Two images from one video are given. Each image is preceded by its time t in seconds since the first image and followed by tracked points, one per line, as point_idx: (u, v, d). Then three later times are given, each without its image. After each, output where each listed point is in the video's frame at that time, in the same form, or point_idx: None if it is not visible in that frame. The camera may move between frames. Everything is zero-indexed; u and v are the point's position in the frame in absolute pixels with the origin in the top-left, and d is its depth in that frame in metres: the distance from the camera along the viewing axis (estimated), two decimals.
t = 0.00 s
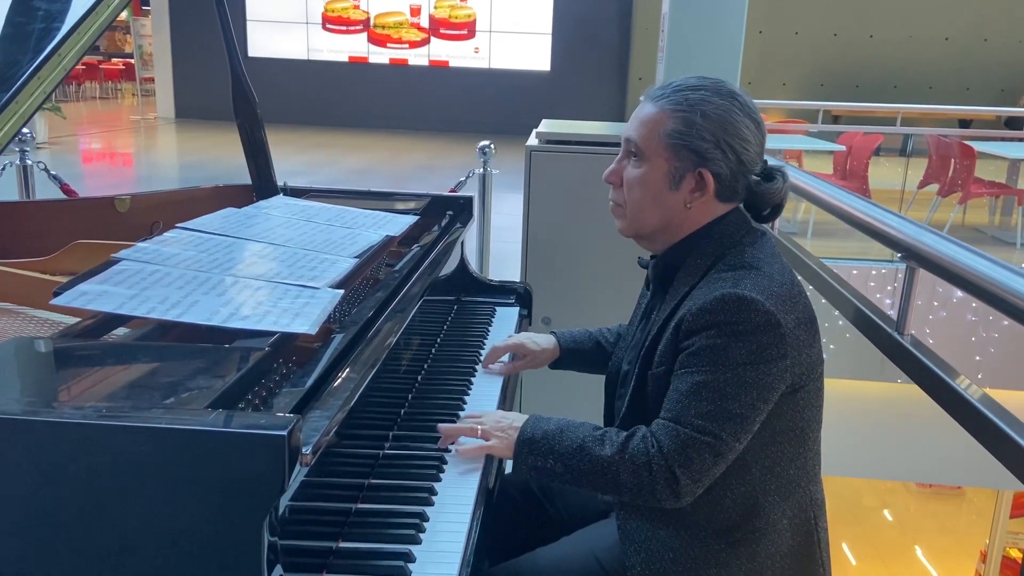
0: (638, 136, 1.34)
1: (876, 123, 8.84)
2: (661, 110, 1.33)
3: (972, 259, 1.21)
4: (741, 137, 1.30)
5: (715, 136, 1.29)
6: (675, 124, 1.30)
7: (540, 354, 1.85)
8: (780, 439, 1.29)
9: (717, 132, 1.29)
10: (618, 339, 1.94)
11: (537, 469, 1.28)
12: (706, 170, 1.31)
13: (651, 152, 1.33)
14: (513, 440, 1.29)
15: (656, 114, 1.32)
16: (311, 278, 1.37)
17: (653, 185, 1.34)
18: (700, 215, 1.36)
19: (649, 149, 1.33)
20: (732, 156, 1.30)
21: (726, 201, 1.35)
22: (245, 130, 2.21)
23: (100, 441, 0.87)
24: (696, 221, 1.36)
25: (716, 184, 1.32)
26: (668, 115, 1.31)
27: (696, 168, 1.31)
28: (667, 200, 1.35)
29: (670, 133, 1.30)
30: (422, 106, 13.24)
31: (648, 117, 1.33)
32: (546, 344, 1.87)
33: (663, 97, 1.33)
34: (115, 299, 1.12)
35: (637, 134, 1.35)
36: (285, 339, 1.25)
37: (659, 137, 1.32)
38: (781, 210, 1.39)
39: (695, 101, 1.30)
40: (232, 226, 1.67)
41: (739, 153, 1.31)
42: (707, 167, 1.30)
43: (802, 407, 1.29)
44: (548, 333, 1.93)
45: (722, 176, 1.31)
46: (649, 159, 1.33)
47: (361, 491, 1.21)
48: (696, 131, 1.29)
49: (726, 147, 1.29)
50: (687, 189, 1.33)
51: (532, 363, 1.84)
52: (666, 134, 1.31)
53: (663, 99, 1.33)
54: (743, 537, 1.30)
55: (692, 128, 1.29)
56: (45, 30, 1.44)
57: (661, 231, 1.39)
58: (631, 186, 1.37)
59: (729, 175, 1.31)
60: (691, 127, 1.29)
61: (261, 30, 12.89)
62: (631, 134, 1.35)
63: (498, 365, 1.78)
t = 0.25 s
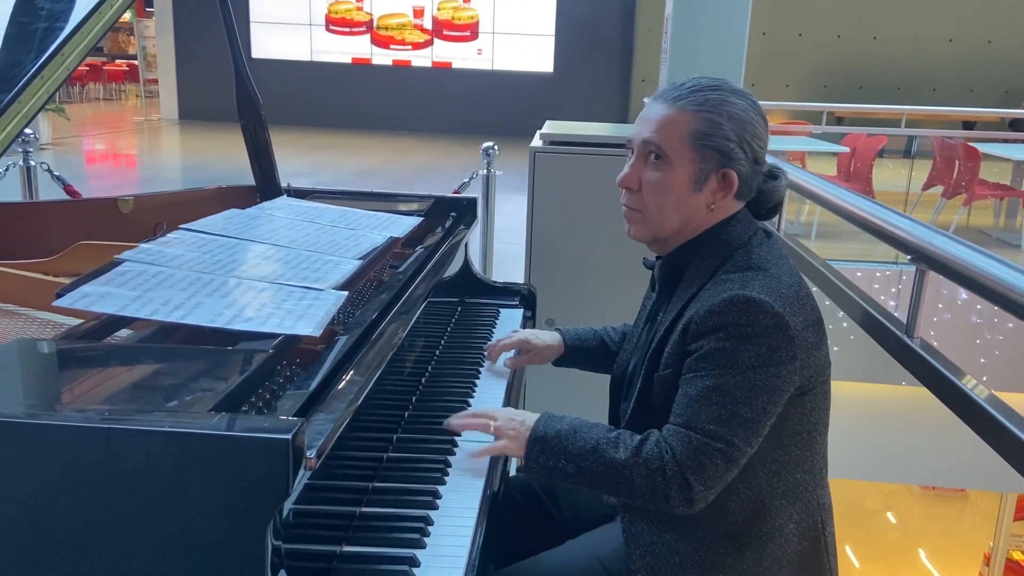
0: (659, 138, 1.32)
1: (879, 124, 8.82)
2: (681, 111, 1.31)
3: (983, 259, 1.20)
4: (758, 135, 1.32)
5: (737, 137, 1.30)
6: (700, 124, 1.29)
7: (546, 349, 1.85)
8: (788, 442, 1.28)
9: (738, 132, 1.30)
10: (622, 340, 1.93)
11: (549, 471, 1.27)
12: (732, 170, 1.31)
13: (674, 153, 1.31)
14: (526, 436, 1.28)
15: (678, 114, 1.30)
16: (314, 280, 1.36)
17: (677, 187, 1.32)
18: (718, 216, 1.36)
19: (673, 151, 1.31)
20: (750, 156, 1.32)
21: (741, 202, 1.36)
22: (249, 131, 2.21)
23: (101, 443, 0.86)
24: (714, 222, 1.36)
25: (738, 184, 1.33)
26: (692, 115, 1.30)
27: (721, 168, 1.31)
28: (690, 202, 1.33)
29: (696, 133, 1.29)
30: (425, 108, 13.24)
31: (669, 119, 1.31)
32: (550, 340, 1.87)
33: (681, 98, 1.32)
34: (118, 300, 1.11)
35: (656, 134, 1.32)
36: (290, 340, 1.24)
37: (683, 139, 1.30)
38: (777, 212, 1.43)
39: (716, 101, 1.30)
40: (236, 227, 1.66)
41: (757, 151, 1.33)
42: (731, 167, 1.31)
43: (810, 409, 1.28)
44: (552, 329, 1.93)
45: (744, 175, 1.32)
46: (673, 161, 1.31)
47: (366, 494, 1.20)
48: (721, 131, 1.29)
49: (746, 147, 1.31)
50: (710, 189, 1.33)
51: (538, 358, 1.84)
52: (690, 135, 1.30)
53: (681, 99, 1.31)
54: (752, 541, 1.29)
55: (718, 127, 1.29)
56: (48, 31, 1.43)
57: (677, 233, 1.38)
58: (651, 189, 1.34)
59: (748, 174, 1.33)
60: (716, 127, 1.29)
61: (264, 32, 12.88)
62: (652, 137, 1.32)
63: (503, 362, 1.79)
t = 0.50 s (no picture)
0: (679, 142, 1.31)
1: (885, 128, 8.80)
2: (700, 115, 1.32)
3: (993, 264, 1.20)
4: (771, 141, 1.35)
5: (755, 141, 1.32)
6: (721, 128, 1.30)
7: (552, 357, 1.85)
8: (799, 448, 1.28)
9: (755, 137, 1.32)
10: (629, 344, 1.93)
11: (561, 486, 1.27)
12: (751, 174, 1.32)
13: (695, 157, 1.31)
14: (536, 453, 1.28)
15: (699, 118, 1.30)
16: (324, 284, 1.36)
17: (697, 192, 1.32)
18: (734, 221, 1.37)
19: (694, 156, 1.31)
20: (765, 161, 1.34)
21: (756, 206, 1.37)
22: (257, 135, 2.21)
23: (111, 446, 0.87)
24: (730, 227, 1.36)
25: (757, 188, 1.34)
26: (713, 119, 1.30)
27: (741, 172, 1.31)
28: (710, 207, 1.33)
29: (717, 137, 1.30)
30: (431, 111, 13.26)
31: (690, 123, 1.31)
32: (556, 346, 1.87)
33: (700, 102, 1.32)
34: (129, 305, 1.12)
35: (675, 139, 1.32)
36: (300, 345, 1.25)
37: (705, 143, 1.30)
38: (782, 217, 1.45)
39: (735, 105, 1.31)
40: (245, 231, 1.66)
41: (770, 157, 1.35)
42: (750, 171, 1.32)
43: (820, 416, 1.28)
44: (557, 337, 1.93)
45: (761, 179, 1.34)
46: (694, 166, 1.31)
47: (375, 499, 1.20)
48: (741, 135, 1.30)
49: (763, 151, 1.33)
50: (730, 194, 1.33)
51: (543, 366, 1.83)
52: (711, 139, 1.30)
53: (700, 103, 1.32)
54: (763, 549, 1.28)
55: (738, 132, 1.30)
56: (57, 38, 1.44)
57: (694, 239, 1.38)
58: (672, 193, 1.34)
59: (763, 179, 1.34)
60: (736, 131, 1.30)
61: (271, 36, 12.93)
62: (672, 141, 1.32)
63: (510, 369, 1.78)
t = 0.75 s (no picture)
0: (689, 148, 1.32)
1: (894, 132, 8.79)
2: (708, 121, 1.32)
3: (1001, 270, 1.21)
4: (781, 144, 1.35)
5: (765, 145, 1.32)
6: (731, 132, 1.31)
7: (561, 356, 1.87)
8: (811, 455, 1.28)
9: (766, 141, 1.33)
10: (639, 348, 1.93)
11: (572, 482, 1.28)
12: (762, 178, 1.33)
13: (705, 163, 1.32)
14: (551, 442, 1.28)
15: (708, 124, 1.31)
16: (338, 289, 1.37)
17: (708, 197, 1.33)
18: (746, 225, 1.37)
19: (704, 161, 1.32)
20: (776, 165, 1.35)
21: (767, 210, 1.38)
22: (270, 140, 2.23)
23: (130, 449, 0.88)
24: (743, 231, 1.36)
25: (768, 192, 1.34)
26: (721, 125, 1.31)
27: (751, 175, 1.32)
28: (721, 212, 1.34)
29: (726, 142, 1.31)
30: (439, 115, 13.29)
31: (699, 129, 1.32)
32: (565, 346, 1.88)
33: (709, 108, 1.33)
34: (147, 310, 1.13)
35: (686, 145, 1.33)
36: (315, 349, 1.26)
37: (714, 148, 1.31)
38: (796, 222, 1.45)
39: (743, 110, 1.32)
40: (259, 236, 1.68)
41: (780, 160, 1.36)
42: (762, 175, 1.32)
43: (833, 422, 1.28)
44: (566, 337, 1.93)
45: (772, 182, 1.34)
46: (705, 172, 1.32)
47: (388, 502, 1.21)
48: (752, 140, 1.31)
49: (773, 155, 1.34)
50: (741, 198, 1.34)
51: (552, 364, 1.85)
52: (721, 144, 1.31)
53: (709, 109, 1.32)
54: (774, 554, 1.28)
55: (747, 137, 1.31)
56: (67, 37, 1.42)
57: (707, 244, 1.38)
58: (684, 199, 1.34)
59: (774, 183, 1.35)
60: (746, 135, 1.31)
61: (279, 41, 12.98)
62: (681, 148, 1.32)
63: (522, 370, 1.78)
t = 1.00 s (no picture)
0: (700, 156, 1.33)
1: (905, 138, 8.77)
2: (718, 129, 1.34)
3: (1011, 276, 1.22)
4: (790, 150, 1.37)
5: (776, 151, 1.34)
6: (743, 139, 1.32)
7: (572, 369, 1.87)
8: (824, 462, 1.28)
9: (775, 147, 1.34)
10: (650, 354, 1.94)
11: (582, 488, 1.29)
12: (773, 184, 1.34)
13: (717, 170, 1.33)
14: (563, 453, 1.29)
15: (718, 131, 1.33)
16: (354, 295, 1.39)
17: (720, 204, 1.34)
18: (758, 231, 1.38)
19: (715, 168, 1.33)
20: (786, 171, 1.36)
21: (778, 216, 1.39)
22: (285, 147, 2.26)
23: (153, 451, 0.89)
24: (755, 237, 1.38)
25: (780, 198, 1.36)
26: (731, 132, 1.32)
27: (762, 182, 1.33)
28: (734, 218, 1.35)
29: (736, 149, 1.32)
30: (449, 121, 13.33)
31: (709, 137, 1.33)
32: (576, 359, 1.88)
33: (717, 116, 1.34)
34: (168, 315, 1.15)
35: (697, 153, 1.34)
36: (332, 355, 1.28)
37: (725, 156, 1.33)
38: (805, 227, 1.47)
39: (752, 117, 1.34)
40: (275, 242, 1.70)
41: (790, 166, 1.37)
42: (773, 180, 1.34)
43: (846, 430, 1.29)
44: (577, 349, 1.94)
45: (782, 188, 1.36)
46: (716, 179, 1.33)
47: (403, 506, 1.22)
48: (761, 146, 1.32)
49: (783, 161, 1.35)
50: (753, 204, 1.35)
51: (562, 377, 1.85)
52: (732, 151, 1.32)
53: (717, 117, 1.34)
54: (786, 561, 1.29)
55: (757, 143, 1.32)
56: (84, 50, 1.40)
57: (720, 251, 1.39)
58: (695, 207, 1.36)
59: (785, 189, 1.37)
60: (756, 142, 1.32)
61: (290, 47, 13.05)
62: (692, 156, 1.34)
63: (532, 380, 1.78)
